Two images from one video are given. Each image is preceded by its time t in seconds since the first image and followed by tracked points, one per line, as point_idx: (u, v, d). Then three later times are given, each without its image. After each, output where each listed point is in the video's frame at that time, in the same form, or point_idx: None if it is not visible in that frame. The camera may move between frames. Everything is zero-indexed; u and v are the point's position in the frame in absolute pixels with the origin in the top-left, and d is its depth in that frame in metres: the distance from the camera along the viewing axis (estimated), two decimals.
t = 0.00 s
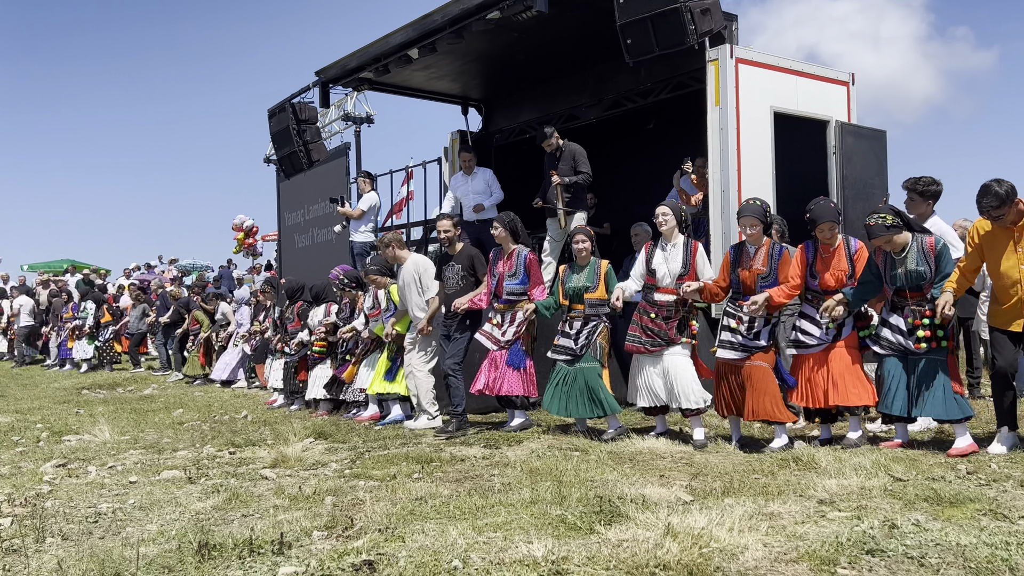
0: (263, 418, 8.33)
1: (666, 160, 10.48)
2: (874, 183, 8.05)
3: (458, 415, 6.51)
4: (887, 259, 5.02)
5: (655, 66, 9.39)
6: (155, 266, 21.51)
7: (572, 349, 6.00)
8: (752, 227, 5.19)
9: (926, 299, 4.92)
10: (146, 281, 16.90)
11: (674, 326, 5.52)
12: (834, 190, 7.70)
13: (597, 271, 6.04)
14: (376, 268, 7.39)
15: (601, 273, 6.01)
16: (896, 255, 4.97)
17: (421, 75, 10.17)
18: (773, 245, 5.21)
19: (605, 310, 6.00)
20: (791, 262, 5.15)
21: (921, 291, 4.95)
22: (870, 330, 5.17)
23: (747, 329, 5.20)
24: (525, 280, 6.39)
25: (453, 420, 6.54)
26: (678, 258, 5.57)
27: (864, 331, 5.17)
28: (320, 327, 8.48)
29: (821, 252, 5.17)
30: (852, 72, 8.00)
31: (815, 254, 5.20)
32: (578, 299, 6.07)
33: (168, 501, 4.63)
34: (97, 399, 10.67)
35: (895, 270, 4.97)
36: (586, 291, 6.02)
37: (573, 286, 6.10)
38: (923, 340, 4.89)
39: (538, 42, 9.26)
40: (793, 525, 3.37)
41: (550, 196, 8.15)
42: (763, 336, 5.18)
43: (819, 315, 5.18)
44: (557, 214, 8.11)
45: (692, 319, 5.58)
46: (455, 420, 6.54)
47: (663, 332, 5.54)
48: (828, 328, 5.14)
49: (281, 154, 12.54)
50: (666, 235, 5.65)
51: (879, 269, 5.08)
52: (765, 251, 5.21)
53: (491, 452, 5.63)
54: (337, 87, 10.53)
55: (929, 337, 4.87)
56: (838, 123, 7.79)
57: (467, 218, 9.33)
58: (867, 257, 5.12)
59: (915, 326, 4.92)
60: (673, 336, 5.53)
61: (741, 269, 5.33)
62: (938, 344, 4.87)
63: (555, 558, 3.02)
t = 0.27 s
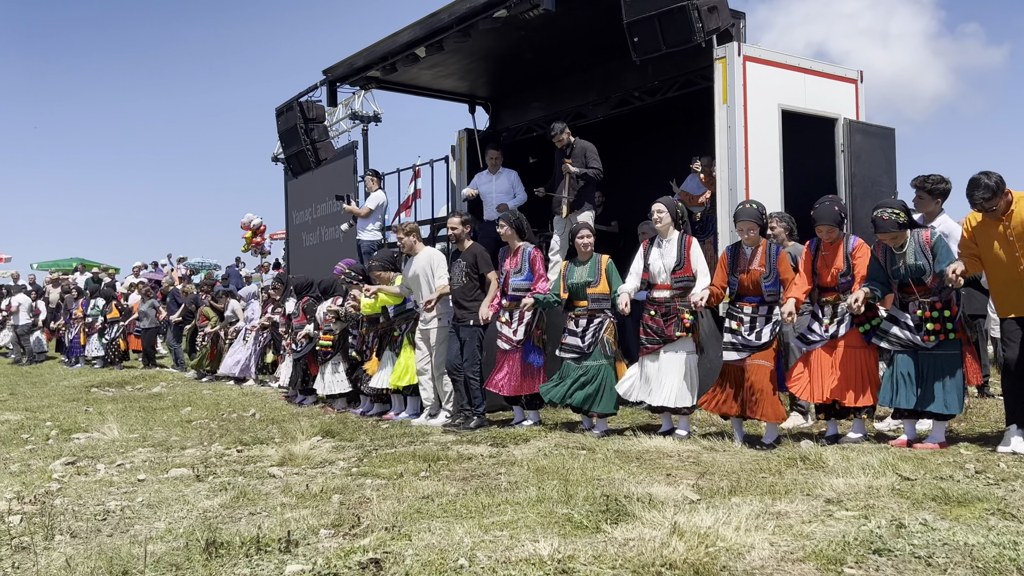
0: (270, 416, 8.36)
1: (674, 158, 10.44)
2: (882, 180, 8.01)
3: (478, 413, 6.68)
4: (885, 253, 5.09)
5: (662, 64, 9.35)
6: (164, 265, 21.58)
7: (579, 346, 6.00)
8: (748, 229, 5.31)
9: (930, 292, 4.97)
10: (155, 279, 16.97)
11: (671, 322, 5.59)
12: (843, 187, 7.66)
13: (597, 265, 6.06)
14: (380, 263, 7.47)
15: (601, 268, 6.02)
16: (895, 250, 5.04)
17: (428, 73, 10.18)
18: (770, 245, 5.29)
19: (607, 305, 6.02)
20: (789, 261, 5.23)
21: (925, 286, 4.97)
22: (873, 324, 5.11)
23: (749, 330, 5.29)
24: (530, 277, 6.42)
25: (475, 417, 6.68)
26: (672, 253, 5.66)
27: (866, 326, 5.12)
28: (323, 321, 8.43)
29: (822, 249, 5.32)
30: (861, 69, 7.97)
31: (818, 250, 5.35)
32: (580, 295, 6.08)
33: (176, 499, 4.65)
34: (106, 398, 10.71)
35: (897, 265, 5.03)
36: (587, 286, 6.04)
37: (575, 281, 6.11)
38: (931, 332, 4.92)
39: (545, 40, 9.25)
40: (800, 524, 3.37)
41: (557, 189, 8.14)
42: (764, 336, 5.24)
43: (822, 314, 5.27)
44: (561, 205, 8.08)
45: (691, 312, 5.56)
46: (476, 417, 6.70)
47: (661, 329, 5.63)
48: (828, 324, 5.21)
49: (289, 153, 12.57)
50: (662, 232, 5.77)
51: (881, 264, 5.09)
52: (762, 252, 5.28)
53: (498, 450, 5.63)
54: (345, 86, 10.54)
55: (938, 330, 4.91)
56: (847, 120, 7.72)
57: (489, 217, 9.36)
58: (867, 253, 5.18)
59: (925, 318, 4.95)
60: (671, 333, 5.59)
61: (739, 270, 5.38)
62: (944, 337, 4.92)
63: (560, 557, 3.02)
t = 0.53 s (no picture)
0: (275, 414, 8.37)
1: (679, 156, 10.43)
2: (888, 179, 7.99)
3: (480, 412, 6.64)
4: (889, 256, 5.01)
5: (667, 62, 9.34)
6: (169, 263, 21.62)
7: (571, 344, 6.07)
8: (747, 228, 5.32)
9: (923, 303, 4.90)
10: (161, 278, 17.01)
11: (668, 324, 5.60)
12: (848, 186, 7.65)
13: (595, 265, 6.09)
14: (382, 269, 7.52)
15: (599, 267, 6.06)
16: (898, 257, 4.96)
17: (432, 72, 10.18)
18: (770, 242, 5.31)
19: (603, 306, 6.04)
20: (789, 260, 5.25)
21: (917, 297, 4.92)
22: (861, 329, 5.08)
23: (748, 327, 5.31)
24: (535, 279, 6.40)
25: (479, 415, 6.66)
26: (667, 255, 5.67)
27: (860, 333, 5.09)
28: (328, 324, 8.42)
29: (822, 253, 5.38)
30: (866, 68, 7.94)
31: (819, 254, 5.41)
32: (577, 294, 6.13)
33: (181, 497, 4.66)
34: (112, 396, 10.74)
35: (897, 271, 4.96)
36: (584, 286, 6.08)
37: (574, 281, 6.16)
38: (910, 341, 4.90)
39: (550, 38, 9.24)
40: (805, 523, 3.36)
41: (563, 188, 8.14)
42: (762, 334, 5.24)
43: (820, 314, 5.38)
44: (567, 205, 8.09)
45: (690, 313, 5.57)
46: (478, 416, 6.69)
47: (658, 332, 5.64)
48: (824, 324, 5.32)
49: (294, 152, 12.59)
50: (656, 235, 5.79)
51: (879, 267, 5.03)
52: (762, 249, 5.31)
53: (502, 449, 5.63)
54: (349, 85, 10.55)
55: (917, 340, 4.87)
56: (852, 118, 7.71)
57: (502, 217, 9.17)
58: (865, 256, 5.16)
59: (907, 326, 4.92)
60: (666, 334, 5.61)
61: (740, 268, 5.42)
62: (923, 348, 4.87)
63: (564, 556, 3.02)
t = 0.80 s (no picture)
0: (277, 413, 8.37)
1: (681, 156, 10.42)
2: (891, 178, 7.98)
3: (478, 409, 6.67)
4: (889, 255, 5.02)
5: (669, 61, 9.33)
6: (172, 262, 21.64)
7: (571, 341, 6.05)
8: (743, 232, 5.30)
9: (920, 297, 4.91)
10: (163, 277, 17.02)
11: (663, 321, 5.61)
12: (850, 185, 7.66)
13: (592, 264, 6.08)
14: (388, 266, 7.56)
15: (596, 266, 6.05)
16: (898, 251, 4.97)
17: (434, 71, 10.18)
18: (764, 246, 5.31)
19: (602, 304, 6.06)
20: (784, 264, 5.27)
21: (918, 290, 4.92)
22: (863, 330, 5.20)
23: (740, 330, 5.31)
24: (535, 283, 6.43)
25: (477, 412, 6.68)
26: (666, 252, 5.66)
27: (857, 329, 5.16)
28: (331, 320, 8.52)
29: (821, 255, 5.40)
30: (869, 67, 7.93)
31: (817, 255, 5.43)
32: (576, 293, 6.13)
33: (183, 496, 4.66)
34: (114, 395, 10.74)
35: (894, 266, 4.98)
36: (581, 285, 6.09)
37: (571, 280, 6.15)
38: (905, 334, 4.92)
39: (552, 37, 9.23)
40: (806, 522, 3.36)
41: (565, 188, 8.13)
42: (756, 337, 5.24)
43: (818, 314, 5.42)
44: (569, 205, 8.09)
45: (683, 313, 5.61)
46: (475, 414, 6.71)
47: (653, 329, 5.62)
48: (819, 325, 5.39)
49: (296, 151, 12.60)
50: (654, 232, 5.76)
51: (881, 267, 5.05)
52: (756, 254, 5.30)
53: (504, 448, 5.63)
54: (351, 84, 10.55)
55: (912, 332, 4.90)
56: (854, 117, 7.71)
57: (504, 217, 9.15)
58: (866, 258, 5.18)
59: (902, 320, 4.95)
60: (663, 333, 5.61)
61: (733, 271, 5.40)
62: (919, 341, 4.88)
63: (566, 555, 3.02)
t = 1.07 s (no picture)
0: (279, 412, 8.36)
1: (683, 155, 10.41)
2: (893, 177, 7.96)
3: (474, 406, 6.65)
4: (895, 251, 5.04)
5: (671, 60, 9.32)
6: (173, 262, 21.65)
7: (586, 338, 5.97)
8: (743, 230, 5.30)
9: (940, 292, 4.95)
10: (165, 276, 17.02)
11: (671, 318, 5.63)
12: (853, 184, 7.64)
13: (593, 262, 6.09)
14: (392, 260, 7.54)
15: (598, 264, 6.05)
16: (903, 249, 4.98)
17: (436, 70, 10.17)
18: (761, 244, 5.35)
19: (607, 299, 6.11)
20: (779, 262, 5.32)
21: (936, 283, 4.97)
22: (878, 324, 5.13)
23: (749, 329, 5.28)
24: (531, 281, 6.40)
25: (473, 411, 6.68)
26: (670, 253, 5.68)
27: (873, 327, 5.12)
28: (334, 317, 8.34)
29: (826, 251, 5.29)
30: (871, 65, 7.92)
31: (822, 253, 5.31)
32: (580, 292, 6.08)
33: (185, 494, 4.66)
34: (115, 394, 10.73)
35: (904, 266, 5.00)
36: (587, 284, 6.06)
37: (573, 279, 6.11)
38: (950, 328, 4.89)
39: (554, 36, 9.23)
40: (809, 521, 3.35)
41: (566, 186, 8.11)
42: (765, 335, 5.26)
43: (829, 313, 5.24)
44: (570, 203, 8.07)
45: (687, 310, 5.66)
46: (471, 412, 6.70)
47: (664, 328, 5.61)
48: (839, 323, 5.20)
49: (297, 150, 12.59)
50: (657, 229, 5.72)
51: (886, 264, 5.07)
52: (756, 250, 5.33)
53: (506, 447, 5.62)
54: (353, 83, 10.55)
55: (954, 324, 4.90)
56: (856, 116, 7.68)
57: (508, 212, 9.11)
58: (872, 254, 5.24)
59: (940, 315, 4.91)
60: (672, 330, 5.63)
61: (732, 268, 5.40)
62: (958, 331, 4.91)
63: (568, 553, 3.02)
